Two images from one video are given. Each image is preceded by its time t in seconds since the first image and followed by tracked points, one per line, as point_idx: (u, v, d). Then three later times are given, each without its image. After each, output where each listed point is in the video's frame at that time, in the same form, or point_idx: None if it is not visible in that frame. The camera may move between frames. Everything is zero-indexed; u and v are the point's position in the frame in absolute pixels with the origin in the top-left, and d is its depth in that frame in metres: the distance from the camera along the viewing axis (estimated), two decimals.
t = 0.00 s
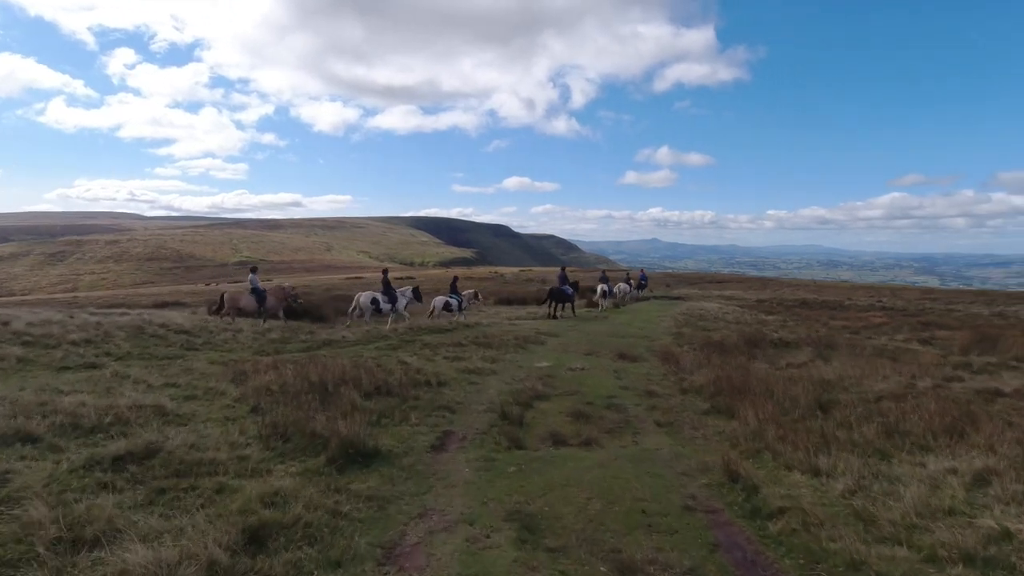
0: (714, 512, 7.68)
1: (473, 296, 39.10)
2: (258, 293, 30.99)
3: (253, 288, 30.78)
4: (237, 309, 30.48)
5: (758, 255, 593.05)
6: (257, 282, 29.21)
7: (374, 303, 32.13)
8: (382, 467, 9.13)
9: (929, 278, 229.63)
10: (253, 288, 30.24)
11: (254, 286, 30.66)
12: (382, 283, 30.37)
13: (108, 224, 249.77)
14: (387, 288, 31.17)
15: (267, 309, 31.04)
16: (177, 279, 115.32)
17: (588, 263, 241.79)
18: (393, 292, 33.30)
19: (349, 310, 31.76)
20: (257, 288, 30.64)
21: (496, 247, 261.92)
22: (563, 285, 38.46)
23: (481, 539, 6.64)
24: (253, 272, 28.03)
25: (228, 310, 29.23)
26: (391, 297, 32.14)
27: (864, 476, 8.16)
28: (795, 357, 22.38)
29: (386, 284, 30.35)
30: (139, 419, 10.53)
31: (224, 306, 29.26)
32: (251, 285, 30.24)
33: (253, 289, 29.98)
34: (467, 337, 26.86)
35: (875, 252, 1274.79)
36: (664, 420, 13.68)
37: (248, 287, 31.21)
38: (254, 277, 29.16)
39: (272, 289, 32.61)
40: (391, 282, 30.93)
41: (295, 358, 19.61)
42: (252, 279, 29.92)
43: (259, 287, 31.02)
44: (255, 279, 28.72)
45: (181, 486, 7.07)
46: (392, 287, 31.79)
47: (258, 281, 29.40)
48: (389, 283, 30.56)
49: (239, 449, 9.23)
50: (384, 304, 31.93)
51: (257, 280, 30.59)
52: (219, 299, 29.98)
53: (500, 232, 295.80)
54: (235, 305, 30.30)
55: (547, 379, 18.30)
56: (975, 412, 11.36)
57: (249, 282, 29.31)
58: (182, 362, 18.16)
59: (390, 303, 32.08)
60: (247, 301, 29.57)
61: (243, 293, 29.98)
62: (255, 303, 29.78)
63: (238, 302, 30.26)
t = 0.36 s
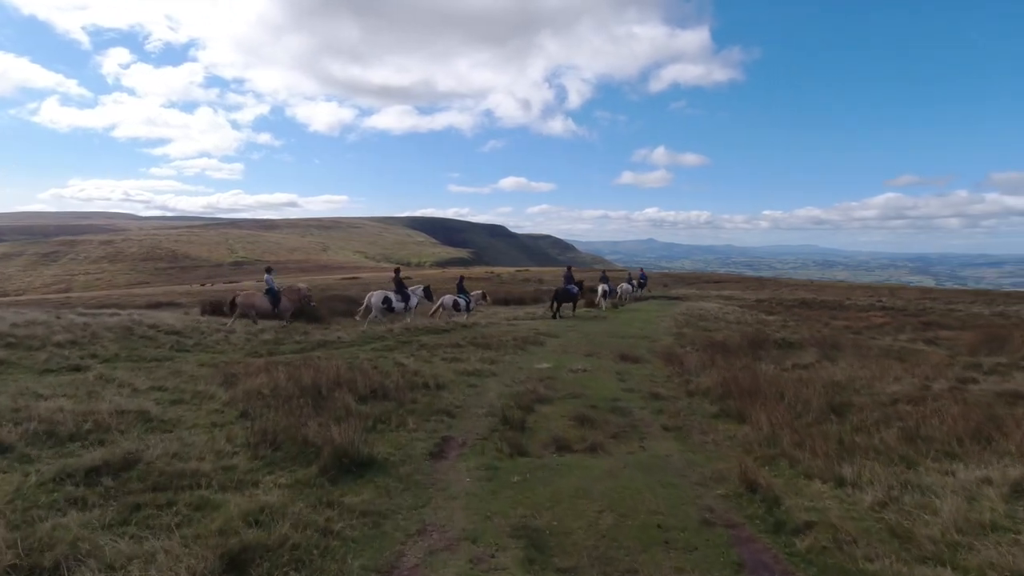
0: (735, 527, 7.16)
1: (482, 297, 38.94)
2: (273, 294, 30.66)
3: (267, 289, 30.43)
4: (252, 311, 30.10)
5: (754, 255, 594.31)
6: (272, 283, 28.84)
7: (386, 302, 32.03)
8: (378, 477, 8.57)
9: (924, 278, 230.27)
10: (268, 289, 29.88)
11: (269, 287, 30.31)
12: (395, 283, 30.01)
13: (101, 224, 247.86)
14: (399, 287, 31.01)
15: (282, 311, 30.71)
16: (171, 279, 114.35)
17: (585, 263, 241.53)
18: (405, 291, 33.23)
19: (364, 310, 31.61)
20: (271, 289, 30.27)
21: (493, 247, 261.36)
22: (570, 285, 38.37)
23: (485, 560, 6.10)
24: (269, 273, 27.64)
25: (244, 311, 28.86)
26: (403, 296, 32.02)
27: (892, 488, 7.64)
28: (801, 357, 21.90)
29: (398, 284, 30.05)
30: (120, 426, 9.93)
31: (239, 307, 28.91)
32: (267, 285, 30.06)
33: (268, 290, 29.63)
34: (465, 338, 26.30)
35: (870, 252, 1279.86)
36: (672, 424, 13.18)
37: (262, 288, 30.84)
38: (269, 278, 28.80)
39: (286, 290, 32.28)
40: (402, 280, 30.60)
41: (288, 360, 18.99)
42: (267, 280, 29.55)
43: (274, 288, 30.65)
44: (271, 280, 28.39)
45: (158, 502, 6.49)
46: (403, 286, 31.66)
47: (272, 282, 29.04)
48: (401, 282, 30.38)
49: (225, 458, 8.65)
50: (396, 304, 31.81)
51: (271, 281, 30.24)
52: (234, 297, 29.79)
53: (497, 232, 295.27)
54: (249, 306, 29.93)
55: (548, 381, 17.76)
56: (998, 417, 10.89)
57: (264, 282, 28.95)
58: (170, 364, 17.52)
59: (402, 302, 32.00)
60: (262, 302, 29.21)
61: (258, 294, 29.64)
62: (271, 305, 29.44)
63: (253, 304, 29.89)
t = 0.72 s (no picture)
0: (758, 546, 6.65)
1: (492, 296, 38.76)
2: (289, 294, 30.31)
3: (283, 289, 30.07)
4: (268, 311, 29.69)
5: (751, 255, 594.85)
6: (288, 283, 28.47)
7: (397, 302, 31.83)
8: (373, 491, 8.05)
9: (921, 278, 230.38)
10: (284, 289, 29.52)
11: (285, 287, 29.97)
12: (406, 282, 29.60)
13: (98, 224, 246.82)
14: (410, 286, 30.73)
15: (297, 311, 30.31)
16: (167, 280, 113.55)
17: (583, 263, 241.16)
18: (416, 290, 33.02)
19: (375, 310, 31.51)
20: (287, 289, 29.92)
21: (490, 247, 260.74)
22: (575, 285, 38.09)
23: None
24: (284, 272, 27.24)
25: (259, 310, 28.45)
26: (413, 296, 31.87)
27: (924, 503, 7.14)
28: (807, 359, 21.46)
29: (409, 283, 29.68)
30: (100, 435, 9.37)
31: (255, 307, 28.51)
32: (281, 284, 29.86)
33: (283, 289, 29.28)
34: (463, 339, 25.79)
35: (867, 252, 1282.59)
36: (680, 430, 12.69)
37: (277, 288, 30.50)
38: (285, 278, 28.42)
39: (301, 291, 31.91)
40: (414, 280, 30.45)
41: (281, 363, 18.43)
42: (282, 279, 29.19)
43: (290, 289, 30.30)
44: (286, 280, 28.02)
45: (132, 524, 5.97)
46: (414, 286, 31.41)
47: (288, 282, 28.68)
48: (413, 281, 30.03)
49: (209, 470, 8.11)
50: (408, 303, 31.59)
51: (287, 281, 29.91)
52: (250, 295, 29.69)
53: (495, 233, 294.75)
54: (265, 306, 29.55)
55: (550, 384, 17.27)
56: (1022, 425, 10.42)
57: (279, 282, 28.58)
58: (159, 367, 16.93)
59: (414, 302, 31.77)
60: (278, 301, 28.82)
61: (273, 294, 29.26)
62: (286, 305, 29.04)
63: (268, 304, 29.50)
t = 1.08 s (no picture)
0: (786, 564, 6.13)
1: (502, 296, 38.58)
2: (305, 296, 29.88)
3: (298, 291, 29.68)
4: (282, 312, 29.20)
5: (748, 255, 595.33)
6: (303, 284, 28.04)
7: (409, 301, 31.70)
8: (368, 502, 7.51)
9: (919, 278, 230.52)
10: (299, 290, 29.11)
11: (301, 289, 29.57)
12: (416, 282, 29.36)
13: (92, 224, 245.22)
14: (422, 286, 30.56)
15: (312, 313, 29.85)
16: (164, 280, 112.69)
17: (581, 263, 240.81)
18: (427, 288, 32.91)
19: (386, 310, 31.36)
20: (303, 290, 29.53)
21: (488, 247, 260.10)
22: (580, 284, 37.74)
23: None
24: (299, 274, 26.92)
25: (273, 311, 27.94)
26: (425, 295, 31.64)
27: (962, 515, 6.63)
28: (814, 359, 20.97)
29: (420, 283, 29.43)
30: (76, 442, 8.79)
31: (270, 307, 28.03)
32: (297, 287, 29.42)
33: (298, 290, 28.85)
34: (462, 339, 25.24)
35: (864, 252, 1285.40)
36: (690, 433, 12.17)
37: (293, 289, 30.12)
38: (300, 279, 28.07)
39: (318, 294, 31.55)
40: (424, 280, 30.26)
41: (275, 364, 17.84)
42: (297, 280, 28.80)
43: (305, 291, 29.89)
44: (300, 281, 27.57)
45: (99, 545, 5.41)
46: (425, 285, 31.30)
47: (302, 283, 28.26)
48: (423, 281, 29.80)
49: (192, 480, 7.55)
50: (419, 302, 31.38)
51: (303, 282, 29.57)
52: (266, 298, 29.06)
53: (493, 233, 294.26)
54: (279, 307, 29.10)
55: (552, 386, 16.74)
56: None
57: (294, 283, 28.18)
58: (148, 369, 16.33)
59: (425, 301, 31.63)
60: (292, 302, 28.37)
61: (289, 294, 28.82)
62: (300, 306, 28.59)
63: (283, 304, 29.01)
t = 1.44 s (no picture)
0: None
1: (507, 295, 38.42)
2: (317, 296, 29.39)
3: (309, 290, 29.30)
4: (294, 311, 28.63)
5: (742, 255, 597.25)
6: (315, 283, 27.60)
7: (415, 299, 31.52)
8: (359, 514, 6.94)
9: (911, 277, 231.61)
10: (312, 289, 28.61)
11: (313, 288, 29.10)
12: (423, 278, 29.04)
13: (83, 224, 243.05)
14: (430, 284, 30.41)
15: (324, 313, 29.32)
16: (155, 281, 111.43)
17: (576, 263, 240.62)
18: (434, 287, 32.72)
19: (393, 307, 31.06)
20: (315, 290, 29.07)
21: (482, 247, 259.34)
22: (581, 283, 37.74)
23: None
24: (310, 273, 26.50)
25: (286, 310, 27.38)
26: (431, 293, 31.29)
27: (1004, 528, 6.13)
28: (818, 358, 20.54)
29: (428, 280, 29.29)
30: (44, 451, 8.15)
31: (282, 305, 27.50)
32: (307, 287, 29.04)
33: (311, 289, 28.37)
34: (457, 339, 24.66)
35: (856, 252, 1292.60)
36: (698, 435, 11.66)
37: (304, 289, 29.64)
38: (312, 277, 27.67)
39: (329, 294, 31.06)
40: (431, 277, 29.89)
41: (263, 365, 17.19)
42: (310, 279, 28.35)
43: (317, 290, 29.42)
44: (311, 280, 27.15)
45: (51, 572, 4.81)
46: (432, 283, 31.13)
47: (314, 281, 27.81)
48: (431, 278, 29.57)
49: (166, 492, 6.95)
50: (426, 301, 31.07)
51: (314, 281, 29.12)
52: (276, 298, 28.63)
53: (488, 233, 293.64)
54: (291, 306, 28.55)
55: (551, 386, 16.22)
56: None
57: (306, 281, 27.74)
58: (130, 370, 15.65)
59: (433, 299, 31.46)
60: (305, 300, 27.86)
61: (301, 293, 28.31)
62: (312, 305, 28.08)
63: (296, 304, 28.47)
